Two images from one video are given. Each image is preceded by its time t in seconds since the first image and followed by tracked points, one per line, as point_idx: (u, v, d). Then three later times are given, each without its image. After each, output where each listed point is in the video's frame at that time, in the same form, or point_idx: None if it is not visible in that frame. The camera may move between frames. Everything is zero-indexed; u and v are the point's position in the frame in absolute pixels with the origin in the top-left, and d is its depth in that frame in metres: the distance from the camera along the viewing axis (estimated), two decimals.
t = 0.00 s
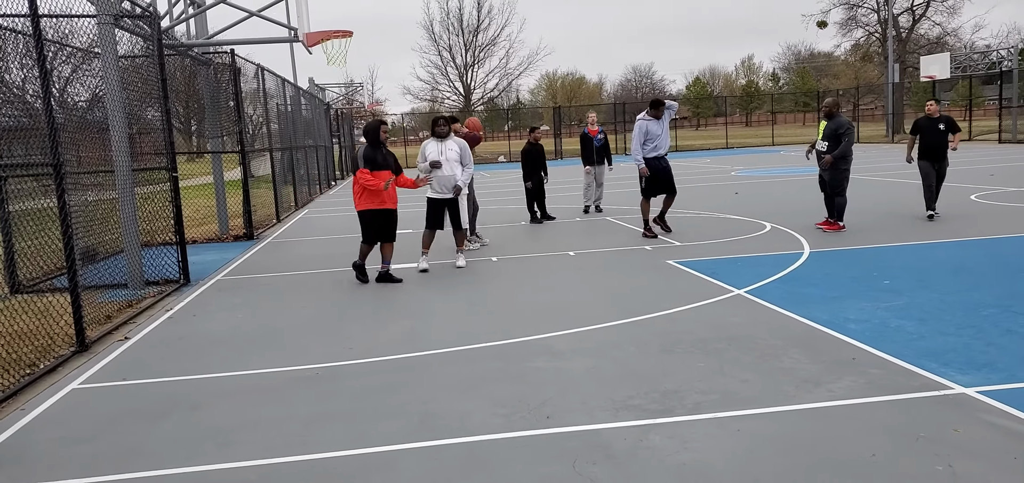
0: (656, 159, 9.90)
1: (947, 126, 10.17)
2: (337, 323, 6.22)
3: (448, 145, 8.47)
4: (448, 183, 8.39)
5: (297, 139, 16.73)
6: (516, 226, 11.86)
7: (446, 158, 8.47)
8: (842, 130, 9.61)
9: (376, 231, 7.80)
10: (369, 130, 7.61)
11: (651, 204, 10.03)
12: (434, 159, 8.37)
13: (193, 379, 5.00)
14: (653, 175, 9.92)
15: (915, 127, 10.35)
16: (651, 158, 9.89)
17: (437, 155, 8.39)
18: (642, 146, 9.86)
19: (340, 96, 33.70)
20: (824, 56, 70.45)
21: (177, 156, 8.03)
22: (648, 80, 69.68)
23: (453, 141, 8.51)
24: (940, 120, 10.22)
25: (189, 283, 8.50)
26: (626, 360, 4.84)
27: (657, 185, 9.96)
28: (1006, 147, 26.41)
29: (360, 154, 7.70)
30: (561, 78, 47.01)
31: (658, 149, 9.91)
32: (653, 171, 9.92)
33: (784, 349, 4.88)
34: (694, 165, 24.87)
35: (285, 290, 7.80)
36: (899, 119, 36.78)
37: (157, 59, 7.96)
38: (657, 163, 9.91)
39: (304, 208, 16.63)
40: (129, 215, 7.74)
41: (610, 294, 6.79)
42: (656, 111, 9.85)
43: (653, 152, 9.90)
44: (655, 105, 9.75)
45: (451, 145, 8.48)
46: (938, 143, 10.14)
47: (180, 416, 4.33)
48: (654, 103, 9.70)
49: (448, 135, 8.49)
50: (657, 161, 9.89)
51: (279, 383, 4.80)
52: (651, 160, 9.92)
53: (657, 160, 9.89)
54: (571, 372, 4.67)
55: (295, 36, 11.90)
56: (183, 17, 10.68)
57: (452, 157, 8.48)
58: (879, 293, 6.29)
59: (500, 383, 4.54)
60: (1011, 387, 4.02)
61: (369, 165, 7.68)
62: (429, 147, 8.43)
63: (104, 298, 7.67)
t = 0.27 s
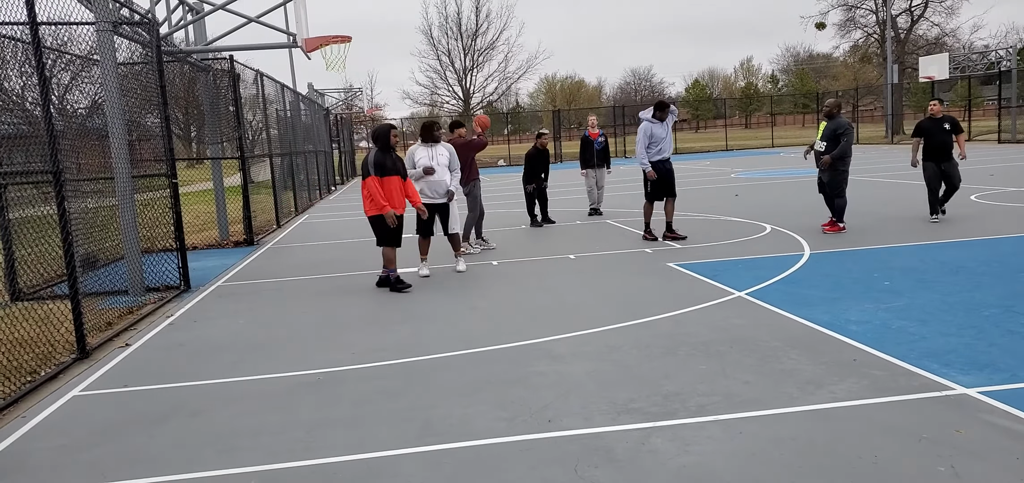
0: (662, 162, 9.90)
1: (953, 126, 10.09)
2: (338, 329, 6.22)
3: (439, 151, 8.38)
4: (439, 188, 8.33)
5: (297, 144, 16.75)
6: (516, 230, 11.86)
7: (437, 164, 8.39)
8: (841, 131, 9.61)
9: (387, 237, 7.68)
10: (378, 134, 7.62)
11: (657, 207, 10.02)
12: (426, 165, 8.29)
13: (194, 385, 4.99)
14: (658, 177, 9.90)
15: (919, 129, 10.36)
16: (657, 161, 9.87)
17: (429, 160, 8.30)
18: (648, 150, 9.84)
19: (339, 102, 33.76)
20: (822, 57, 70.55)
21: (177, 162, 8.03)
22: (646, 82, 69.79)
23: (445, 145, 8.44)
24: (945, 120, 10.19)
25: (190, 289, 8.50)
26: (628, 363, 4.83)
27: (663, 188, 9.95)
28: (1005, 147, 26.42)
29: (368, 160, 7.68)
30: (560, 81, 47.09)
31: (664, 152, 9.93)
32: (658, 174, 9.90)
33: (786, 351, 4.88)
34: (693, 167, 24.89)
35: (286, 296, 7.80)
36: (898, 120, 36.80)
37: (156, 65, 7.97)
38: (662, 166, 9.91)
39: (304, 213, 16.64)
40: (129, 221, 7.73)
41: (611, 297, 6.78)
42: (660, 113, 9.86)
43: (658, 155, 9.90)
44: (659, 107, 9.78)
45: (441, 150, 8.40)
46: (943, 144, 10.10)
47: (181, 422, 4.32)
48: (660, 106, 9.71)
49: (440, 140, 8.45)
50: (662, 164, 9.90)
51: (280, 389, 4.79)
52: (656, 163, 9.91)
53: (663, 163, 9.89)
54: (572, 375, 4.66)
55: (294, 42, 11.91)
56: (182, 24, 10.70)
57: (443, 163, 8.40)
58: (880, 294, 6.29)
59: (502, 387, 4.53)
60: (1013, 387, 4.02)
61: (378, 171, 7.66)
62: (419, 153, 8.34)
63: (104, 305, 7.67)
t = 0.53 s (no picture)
0: (669, 161, 9.82)
1: (967, 130, 9.86)
2: (339, 327, 6.22)
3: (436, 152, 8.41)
4: (436, 189, 8.35)
5: (298, 143, 16.75)
6: (517, 230, 11.85)
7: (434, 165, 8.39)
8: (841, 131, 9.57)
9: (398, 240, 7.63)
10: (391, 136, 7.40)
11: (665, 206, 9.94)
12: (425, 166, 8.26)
13: (195, 383, 5.00)
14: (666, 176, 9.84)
15: (932, 129, 10.00)
16: (665, 160, 9.82)
17: (428, 160, 8.28)
18: (656, 148, 9.79)
19: (341, 101, 33.77)
20: (825, 59, 70.50)
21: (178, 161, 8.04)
22: (648, 83, 69.79)
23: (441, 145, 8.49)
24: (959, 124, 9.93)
25: (191, 287, 8.51)
26: (628, 364, 4.83)
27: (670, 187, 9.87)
28: (1008, 149, 26.38)
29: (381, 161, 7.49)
30: (561, 81, 47.10)
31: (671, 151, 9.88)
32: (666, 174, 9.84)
33: (787, 352, 4.87)
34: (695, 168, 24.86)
35: (287, 294, 7.80)
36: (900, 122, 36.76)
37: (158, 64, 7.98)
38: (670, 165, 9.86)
39: (305, 212, 16.64)
40: (130, 220, 7.74)
41: (612, 297, 6.78)
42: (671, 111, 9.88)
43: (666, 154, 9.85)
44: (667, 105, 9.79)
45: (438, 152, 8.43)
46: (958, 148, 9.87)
47: (181, 420, 4.32)
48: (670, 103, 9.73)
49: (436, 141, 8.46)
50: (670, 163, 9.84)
51: (280, 387, 4.79)
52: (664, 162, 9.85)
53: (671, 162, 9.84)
54: (573, 375, 4.66)
55: (295, 41, 11.91)
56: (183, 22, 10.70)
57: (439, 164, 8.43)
58: (881, 296, 6.28)
59: (502, 386, 4.53)
60: (1015, 390, 4.01)
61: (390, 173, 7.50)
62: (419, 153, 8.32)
63: (106, 303, 7.68)
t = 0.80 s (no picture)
0: (679, 157, 9.73)
1: (989, 125, 9.51)
2: (341, 325, 6.22)
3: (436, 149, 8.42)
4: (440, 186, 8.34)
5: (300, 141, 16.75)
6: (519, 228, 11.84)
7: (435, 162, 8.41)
8: (842, 128, 9.59)
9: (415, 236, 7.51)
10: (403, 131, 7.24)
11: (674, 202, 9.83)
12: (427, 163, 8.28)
13: (198, 381, 5.00)
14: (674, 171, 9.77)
15: (951, 125, 9.61)
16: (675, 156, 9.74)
17: (429, 158, 8.31)
18: (668, 143, 9.69)
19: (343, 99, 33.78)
20: (827, 55, 70.35)
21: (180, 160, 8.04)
22: (650, 80, 69.70)
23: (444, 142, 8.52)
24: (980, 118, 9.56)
25: (194, 286, 8.52)
26: (631, 361, 4.83)
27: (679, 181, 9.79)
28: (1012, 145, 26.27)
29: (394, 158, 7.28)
30: (563, 79, 47.05)
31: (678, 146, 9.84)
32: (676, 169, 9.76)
33: (789, 349, 4.86)
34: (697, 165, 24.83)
35: (289, 293, 7.81)
36: (903, 118, 36.66)
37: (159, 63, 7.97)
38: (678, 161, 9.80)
39: (308, 211, 16.65)
40: (132, 218, 7.75)
41: (614, 294, 6.78)
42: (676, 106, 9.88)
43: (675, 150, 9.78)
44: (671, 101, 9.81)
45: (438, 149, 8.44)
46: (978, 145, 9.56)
47: (185, 418, 4.33)
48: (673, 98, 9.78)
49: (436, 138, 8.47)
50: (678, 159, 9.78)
51: (283, 385, 4.80)
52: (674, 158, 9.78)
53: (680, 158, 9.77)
54: (575, 372, 4.66)
55: (297, 39, 11.90)
56: (185, 21, 10.69)
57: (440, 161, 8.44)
58: (884, 293, 6.27)
59: (505, 384, 4.53)
60: (1018, 386, 4.00)
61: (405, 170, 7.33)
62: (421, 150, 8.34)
63: (109, 302, 7.69)
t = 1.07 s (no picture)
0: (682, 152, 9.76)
1: (999, 117, 9.37)
2: (341, 320, 6.22)
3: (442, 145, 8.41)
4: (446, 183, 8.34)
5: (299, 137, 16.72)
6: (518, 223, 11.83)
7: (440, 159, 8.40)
8: (842, 121, 9.58)
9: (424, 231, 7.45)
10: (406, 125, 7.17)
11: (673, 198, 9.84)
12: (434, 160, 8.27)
13: (198, 377, 5.00)
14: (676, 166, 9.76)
15: (960, 120, 9.53)
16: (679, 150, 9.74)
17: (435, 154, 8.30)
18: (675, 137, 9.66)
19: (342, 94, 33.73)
20: (827, 49, 70.26)
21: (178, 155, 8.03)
22: (650, 74, 69.60)
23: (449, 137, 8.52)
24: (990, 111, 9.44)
25: (193, 282, 8.50)
26: (631, 355, 4.82)
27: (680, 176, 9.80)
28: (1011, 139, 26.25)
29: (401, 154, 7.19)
30: (563, 73, 46.99)
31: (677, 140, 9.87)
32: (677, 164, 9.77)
33: (789, 342, 4.86)
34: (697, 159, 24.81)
35: (289, 288, 7.80)
36: (903, 112, 36.61)
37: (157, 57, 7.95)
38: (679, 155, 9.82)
39: (307, 206, 16.63)
40: (131, 214, 7.74)
41: (614, 289, 6.77)
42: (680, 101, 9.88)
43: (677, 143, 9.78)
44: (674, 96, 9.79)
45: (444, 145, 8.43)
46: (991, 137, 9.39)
47: (186, 413, 4.33)
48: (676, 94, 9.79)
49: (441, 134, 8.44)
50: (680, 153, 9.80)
51: (283, 380, 4.80)
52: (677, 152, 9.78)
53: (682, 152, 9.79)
54: (575, 366, 4.66)
55: (295, 33, 11.86)
56: (182, 16, 10.65)
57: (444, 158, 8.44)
58: (884, 286, 6.26)
59: (505, 378, 4.53)
60: (1017, 378, 3.99)
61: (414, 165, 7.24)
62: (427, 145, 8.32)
63: (109, 297, 7.67)
